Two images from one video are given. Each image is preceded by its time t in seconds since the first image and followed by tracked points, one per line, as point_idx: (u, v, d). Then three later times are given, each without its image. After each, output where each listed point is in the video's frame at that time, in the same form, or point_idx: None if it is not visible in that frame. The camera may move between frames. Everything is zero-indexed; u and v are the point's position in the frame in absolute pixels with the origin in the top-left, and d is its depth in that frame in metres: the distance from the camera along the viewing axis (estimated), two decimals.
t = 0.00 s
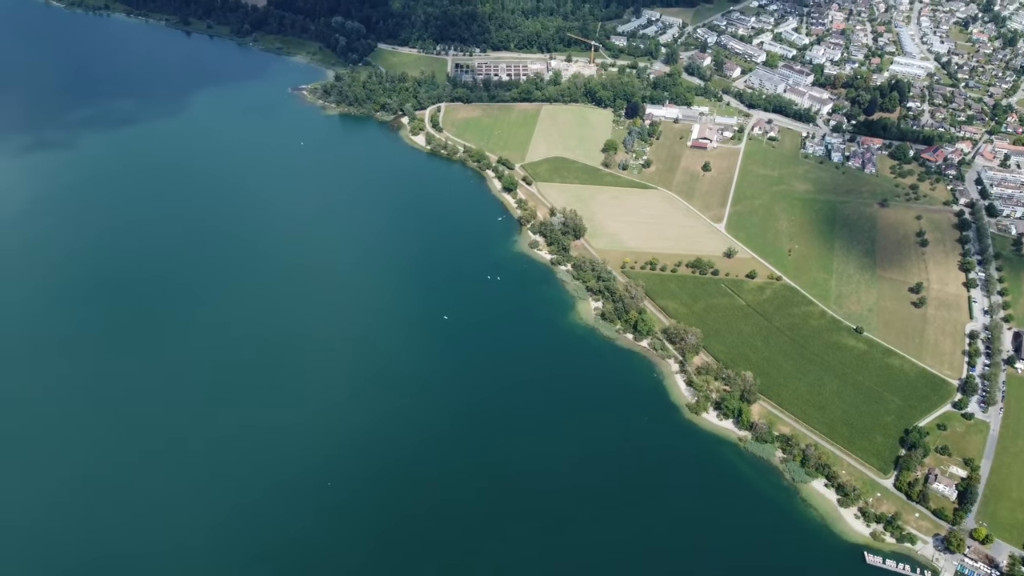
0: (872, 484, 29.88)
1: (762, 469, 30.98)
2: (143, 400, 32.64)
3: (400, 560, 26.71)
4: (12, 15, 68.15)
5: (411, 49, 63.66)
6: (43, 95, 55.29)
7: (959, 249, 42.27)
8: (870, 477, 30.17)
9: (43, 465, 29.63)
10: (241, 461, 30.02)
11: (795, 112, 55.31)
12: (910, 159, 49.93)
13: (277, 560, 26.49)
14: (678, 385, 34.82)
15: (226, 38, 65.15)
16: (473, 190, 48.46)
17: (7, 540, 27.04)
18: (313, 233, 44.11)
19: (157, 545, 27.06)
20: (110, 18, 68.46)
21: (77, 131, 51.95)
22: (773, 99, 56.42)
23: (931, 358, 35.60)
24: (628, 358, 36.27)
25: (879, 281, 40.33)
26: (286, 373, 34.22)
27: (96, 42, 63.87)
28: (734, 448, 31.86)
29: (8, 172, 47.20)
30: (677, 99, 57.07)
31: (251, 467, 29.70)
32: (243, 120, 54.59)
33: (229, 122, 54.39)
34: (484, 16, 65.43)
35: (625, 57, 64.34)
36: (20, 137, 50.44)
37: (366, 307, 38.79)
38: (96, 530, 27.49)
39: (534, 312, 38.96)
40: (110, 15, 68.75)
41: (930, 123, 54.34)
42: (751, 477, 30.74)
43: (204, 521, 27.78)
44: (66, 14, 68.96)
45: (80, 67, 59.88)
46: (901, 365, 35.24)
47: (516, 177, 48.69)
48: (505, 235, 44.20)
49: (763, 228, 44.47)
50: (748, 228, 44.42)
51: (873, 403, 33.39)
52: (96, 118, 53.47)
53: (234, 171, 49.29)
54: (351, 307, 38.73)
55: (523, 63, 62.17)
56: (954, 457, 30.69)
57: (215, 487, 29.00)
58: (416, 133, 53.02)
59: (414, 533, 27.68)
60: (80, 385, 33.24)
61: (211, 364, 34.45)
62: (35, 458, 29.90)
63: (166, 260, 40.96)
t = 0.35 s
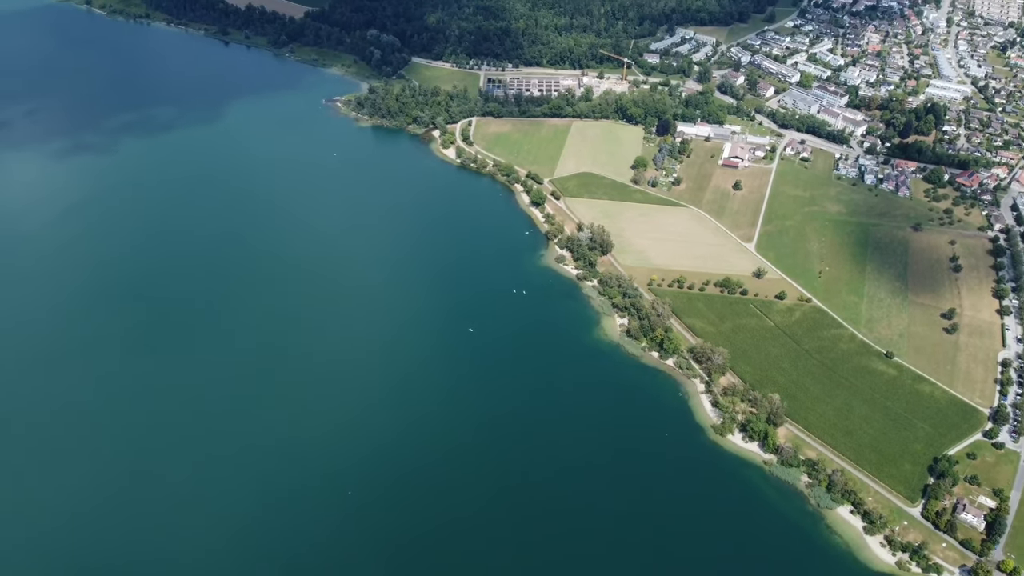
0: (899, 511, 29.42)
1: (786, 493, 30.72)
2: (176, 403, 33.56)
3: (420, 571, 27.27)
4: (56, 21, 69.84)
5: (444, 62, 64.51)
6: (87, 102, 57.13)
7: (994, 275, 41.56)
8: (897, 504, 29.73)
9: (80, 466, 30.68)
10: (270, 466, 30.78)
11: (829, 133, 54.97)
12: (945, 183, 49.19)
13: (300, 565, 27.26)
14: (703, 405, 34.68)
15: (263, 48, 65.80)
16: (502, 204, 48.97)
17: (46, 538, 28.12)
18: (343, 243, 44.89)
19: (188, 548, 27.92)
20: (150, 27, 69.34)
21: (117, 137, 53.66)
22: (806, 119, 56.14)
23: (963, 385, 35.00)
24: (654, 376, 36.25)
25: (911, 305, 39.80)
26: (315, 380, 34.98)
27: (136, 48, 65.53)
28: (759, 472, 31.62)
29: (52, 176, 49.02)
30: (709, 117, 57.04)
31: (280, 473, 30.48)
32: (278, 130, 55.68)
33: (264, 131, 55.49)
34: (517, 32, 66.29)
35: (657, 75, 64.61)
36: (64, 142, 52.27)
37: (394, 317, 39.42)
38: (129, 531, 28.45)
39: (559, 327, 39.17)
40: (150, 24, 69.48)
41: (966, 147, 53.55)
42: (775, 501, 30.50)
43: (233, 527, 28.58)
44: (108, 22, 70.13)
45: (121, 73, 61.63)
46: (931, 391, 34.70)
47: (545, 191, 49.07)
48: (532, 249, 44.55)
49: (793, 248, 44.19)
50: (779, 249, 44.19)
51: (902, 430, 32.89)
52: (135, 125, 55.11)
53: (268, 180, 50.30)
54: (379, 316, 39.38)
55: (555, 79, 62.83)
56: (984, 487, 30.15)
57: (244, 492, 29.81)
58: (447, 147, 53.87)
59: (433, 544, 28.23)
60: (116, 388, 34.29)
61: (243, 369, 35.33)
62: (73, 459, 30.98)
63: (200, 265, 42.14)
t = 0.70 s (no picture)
0: (917, 536, 29.16)
1: (803, 515, 30.47)
2: (196, 410, 34.15)
3: None
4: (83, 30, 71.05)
5: (465, 78, 65.33)
6: (114, 111, 58.46)
7: (1017, 299, 41.08)
8: (915, 529, 29.45)
9: (103, 470, 31.32)
10: (288, 475, 31.24)
11: (850, 153, 54.81)
12: (968, 205, 48.78)
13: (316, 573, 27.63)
14: (720, 424, 34.54)
15: (288, 61, 67.02)
16: (520, 218, 49.34)
17: (69, 541, 28.78)
18: (362, 255, 45.47)
19: (206, 554, 28.39)
20: (176, 38, 70.42)
21: (143, 147, 54.90)
22: (827, 138, 56.03)
23: (983, 410, 34.61)
24: (670, 394, 36.19)
25: (932, 327, 39.43)
26: (333, 389, 35.43)
27: (162, 58, 66.77)
28: (776, 493, 31.38)
29: (79, 184, 50.27)
30: (729, 135, 57.15)
31: (297, 483, 30.87)
32: (301, 142, 56.61)
33: (287, 143, 56.45)
34: (538, 48, 67.01)
35: (678, 92, 64.87)
36: (91, 151, 53.55)
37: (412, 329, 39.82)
38: (149, 536, 29.00)
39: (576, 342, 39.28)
40: (177, 35, 70.59)
41: (990, 169, 53.09)
42: (791, 522, 30.27)
43: (250, 534, 29.00)
44: (134, 32, 71.20)
45: (147, 83, 62.91)
46: (952, 415, 34.34)
47: (563, 207, 49.41)
48: (549, 264, 44.80)
49: (813, 268, 43.98)
50: (798, 268, 44.02)
51: (921, 453, 32.57)
52: (161, 135, 56.34)
53: (291, 192, 51.17)
54: (397, 328, 39.81)
55: (575, 95, 63.38)
56: (1003, 513, 29.85)
57: (261, 499, 30.26)
58: (466, 160, 54.43)
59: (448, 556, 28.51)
60: (138, 394, 34.96)
61: (263, 376, 35.88)
62: (96, 463, 31.63)
63: (222, 274, 42.95)
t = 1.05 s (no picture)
0: (934, 561, 28.99)
1: (818, 537, 30.29)
2: (214, 418, 34.71)
3: None
4: (108, 41, 72.60)
5: (484, 93, 66.09)
6: (137, 121, 59.81)
7: None
8: (932, 554, 29.26)
9: (121, 478, 31.89)
10: (303, 483, 31.63)
11: (870, 173, 54.63)
12: (989, 227, 48.43)
13: None
14: (735, 443, 34.41)
15: (310, 74, 68.12)
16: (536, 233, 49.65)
17: (88, 547, 29.33)
18: (379, 267, 46.00)
19: (220, 562, 28.75)
20: (200, 50, 71.82)
21: (165, 157, 56.09)
22: (847, 157, 55.88)
23: (1003, 434, 34.26)
24: (685, 412, 36.14)
25: (951, 349, 39.06)
26: (350, 399, 35.87)
27: (185, 70, 68.16)
28: (791, 514, 31.19)
29: (102, 193, 51.46)
30: (747, 153, 57.19)
31: (313, 493, 31.18)
32: (321, 155, 57.49)
33: (308, 156, 57.37)
34: (558, 65, 67.68)
35: (696, 109, 65.12)
36: (115, 161, 54.82)
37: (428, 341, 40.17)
38: (166, 543, 29.48)
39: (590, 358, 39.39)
40: (200, 47, 72.01)
41: (1012, 190, 52.68)
42: (807, 545, 30.11)
43: (264, 544, 29.34)
44: (159, 44, 72.63)
45: (170, 94, 64.25)
46: (971, 438, 34.04)
47: (580, 222, 49.71)
48: (565, 279, 45.01)
49: (831, 287, 43.77)
50: (816, 287, 43.82)
51: (940, 477, 32.31)
52: (182, 145, 57.50)
53: (310, 204, 51.97)
54: (414, 340, 40.21)
55: (593, 111, 63.85)
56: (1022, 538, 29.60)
57: (277, 507, 30.69)
58: (484, 175, 54.98)
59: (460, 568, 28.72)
60: (158, 401, 35.66)
61: (280, 385, 36.45)
62: (115, 470, 32.25)
63: (239, 284, 43.66)
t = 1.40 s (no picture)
0: None
1: (833, 560, 30.12)
2: (230, 427, 35.20)
3: None
4: (131, 53, 74.06)
5: (502, 109, 66.81)
6: (159, 133, 61.04)
7: None
8: None
9: (137, 485, 32.42)
10: (317, 494, 32.01)
11: (888, 192, 54.48)
12: (1008, 248, 48.16)
13: None
14: (750, 463, 34.28)
15: (329, 88, 69.17)
16: (551, 248, 49.96)
17: (104, 553, 29.86)
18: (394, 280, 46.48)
19: (233, 571, 29.13)
20: (221, 63, 73.17)
21: (185, 168, 57.17)
22: (864, 176, 55.78)
23: (1022, 458, 33.95)
24: (699, 430, 36.09)
25: (970, 371, 38.75)
26: (364, 410, 36.22)
27: (206, 83, 69.47)
28: (806, 536, 31.01)
29: (124, 203, 52.55)
30: (765, 171, 57.22)
31: (327, 503, 31.57)
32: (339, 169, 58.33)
33: (325, 170, 58.22)
34: (575, 81, 68.34)
35: (713, 127, 65.38)
36: (136, 172, 55.96)
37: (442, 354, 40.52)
38: (181, 551, 29.92)
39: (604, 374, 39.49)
40: (221, 60, 73.36)
41: None
42: (821, 567, 29.94)
43: (279, 552, 29.73)
44: (181, 57, 73.99)
45: (191, 106, 65.50)
46: (988, 461, 33.76)
47: (595, 237, 49.99)
48: (579, 294, 45.20)
49: (848, 307, 43.57)
50: (832, 306, 43.66)
51: (956, 500, 32.07)
52: (202, 157, 58.57)
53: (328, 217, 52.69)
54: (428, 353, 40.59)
55: (610, 127, 64.34)
56: None
57: (290, 518, 31.03)
58: (499, 190, 55.48)
59: None
60: (174, 410, 36.19)
61: (295, 395, 36.89)
62: (132, 477, 32.78)
63: (255, 294, 44.30)
